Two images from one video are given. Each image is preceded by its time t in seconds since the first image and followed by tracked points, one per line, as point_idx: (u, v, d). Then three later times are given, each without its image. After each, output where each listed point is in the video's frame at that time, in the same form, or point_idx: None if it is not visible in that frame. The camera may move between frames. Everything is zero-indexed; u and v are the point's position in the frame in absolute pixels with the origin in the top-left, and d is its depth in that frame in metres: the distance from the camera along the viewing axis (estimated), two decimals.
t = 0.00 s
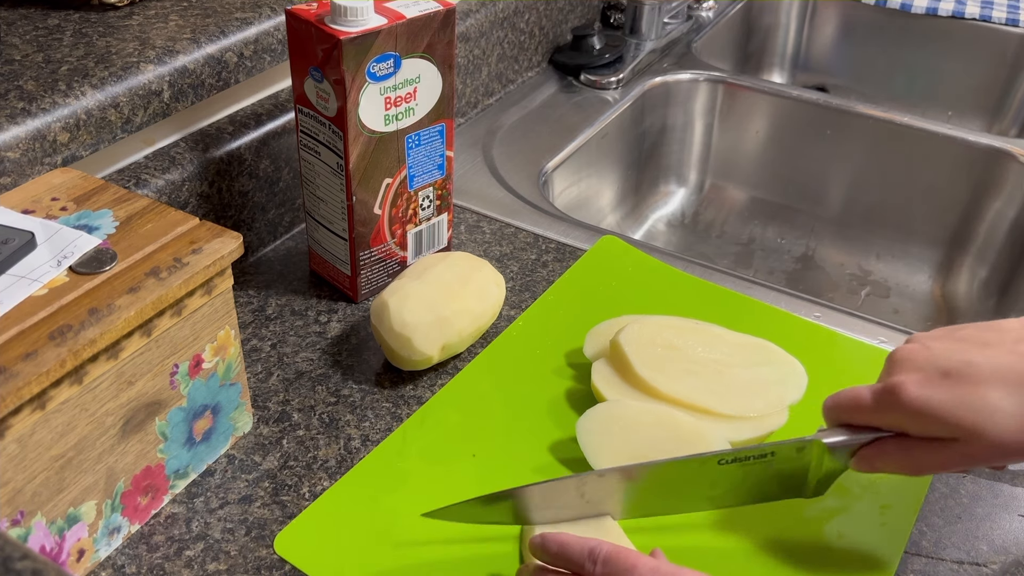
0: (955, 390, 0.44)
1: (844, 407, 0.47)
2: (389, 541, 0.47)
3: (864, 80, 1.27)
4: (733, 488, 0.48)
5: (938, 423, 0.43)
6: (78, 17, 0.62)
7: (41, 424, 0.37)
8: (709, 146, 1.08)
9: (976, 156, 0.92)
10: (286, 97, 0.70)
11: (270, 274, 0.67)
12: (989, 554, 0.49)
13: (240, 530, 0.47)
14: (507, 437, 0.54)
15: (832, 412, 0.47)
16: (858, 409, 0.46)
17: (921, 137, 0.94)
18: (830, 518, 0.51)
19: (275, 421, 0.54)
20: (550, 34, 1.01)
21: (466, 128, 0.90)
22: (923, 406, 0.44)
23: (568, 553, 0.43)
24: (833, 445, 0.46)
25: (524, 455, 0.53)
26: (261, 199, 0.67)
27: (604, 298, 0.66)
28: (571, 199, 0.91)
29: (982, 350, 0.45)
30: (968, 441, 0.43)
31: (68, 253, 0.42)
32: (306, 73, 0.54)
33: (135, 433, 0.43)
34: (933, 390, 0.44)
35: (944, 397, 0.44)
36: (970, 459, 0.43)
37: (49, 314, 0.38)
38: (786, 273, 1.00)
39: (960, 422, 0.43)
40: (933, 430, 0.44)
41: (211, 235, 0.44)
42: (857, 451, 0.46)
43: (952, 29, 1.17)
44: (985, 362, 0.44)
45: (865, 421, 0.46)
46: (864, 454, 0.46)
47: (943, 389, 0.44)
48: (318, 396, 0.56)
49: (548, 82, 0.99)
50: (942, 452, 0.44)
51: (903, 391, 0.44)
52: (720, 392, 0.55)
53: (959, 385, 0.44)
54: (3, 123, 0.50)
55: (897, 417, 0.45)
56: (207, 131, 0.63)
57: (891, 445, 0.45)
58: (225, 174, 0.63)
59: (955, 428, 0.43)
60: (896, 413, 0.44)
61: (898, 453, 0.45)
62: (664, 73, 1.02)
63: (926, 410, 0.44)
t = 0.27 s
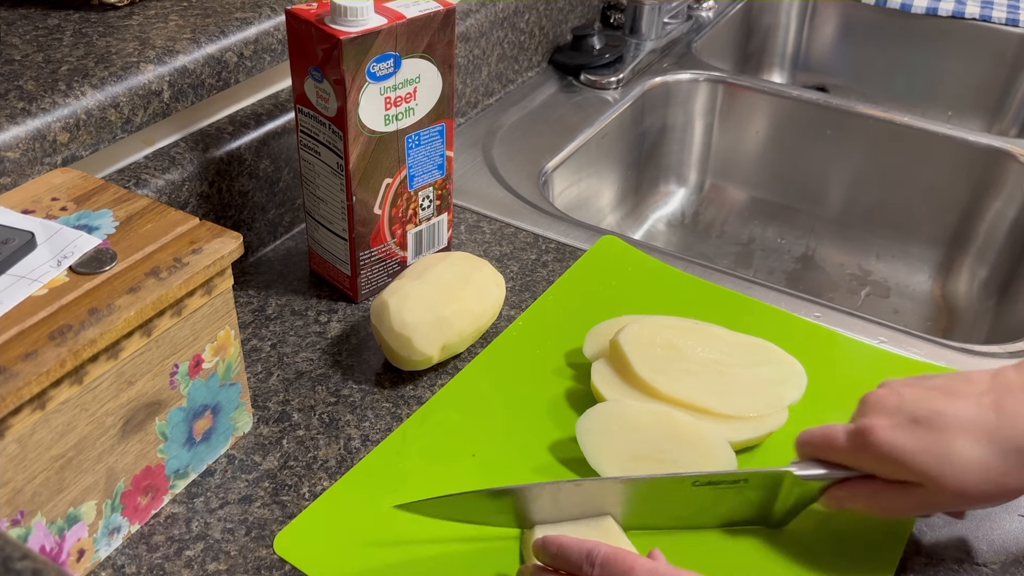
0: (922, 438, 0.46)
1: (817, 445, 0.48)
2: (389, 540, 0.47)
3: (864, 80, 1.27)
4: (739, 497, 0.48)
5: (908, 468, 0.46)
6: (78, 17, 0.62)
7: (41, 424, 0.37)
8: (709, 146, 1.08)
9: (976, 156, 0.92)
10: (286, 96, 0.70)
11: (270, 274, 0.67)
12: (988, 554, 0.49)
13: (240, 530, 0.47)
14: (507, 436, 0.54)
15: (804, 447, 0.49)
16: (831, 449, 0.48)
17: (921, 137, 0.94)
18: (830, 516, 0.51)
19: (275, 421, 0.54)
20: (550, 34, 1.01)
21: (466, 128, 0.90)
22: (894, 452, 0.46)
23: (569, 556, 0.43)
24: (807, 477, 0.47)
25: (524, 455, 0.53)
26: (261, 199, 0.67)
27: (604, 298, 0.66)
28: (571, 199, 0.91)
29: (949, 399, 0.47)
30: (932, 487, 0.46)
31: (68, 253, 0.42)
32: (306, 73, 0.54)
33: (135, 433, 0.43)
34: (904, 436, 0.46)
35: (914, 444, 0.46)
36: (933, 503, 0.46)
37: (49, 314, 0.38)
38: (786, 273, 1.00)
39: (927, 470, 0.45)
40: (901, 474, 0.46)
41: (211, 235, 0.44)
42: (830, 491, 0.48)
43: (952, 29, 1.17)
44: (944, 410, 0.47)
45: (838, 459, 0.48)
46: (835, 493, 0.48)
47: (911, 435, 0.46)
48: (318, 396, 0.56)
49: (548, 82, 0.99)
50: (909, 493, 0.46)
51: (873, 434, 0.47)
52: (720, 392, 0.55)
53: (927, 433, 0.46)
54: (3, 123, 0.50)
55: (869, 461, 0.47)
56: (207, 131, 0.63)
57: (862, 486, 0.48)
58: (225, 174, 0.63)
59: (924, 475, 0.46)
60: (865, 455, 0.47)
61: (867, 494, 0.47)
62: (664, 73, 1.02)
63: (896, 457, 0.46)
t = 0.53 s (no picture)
0: (988, 390, 0.46)
1: (872, 401, 0.49)
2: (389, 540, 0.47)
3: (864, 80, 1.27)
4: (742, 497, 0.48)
5: (971, 419, 0.46)
6: (77, 17, 0.62)
7: (41, 424, 0.37)
8: (709, 146, 1.08)
9: (976, 156, 0.92)
10: (286, 96, 0.70)
11: (270, 274, 0.67)
12: (988, 554, 0.49)
13: (240, 530, 0.47)
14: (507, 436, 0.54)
15: (857, 407, 0.49)
16: (891, 405, 0.48)
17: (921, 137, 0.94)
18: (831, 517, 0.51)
19: (275, 421, 0.54)
20: (550, 34, 1.01)
21: (466, 128, 0.90)
22: (955, 402, 0.46)
23: None
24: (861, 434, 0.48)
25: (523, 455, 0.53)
26: (261, 200, 0.67)
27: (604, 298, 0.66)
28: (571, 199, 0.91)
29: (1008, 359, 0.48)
30: (999, 438, 0.45)
31: (68, 253, 0.42)
32: (306, 73, 0.54)
33: (135, 433, 0.43)
34: (968, 387, 0.46)
35: (979, 395, 0.46)
36: (999, 458, 0.45)
37: (49, 314, 0.38)
38: (786, 273, 1.00)
39: (993, 419, 0.45)
40: (965, 427, 0.46)
41: (211, 235, 0.44)
42: (885, 445, 0.48)
43: (952, 29, 1.17)
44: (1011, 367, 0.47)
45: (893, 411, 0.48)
46: (891, 447, 0.48)
47: (975, 387, 0.46)
48: (318, 396, 0.56)
49: (548, 82, 0.99)
50: (975, 447, 0.46)
51: (938, 386, 0.47)
52: (719, 392, 0.55)
53: (989, 384, 0.46)
54: (3, 123, 0.50)
55: (931, 412, 0.47)
56: (207, 131, 0.63)
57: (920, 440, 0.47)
58: (225, 174, 0.63)
59: (988, 424, 0.45)
60: (931, 410, 0.47)
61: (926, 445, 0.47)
62: (664, 73, 1.02)
63: (958, 406, 0.46)
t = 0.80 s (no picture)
0: (946, 439, 0.43)
1: (835, 451, 0.47)
2: (389, 540, 0.47)
3: (864, 81, 1.27)
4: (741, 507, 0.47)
5: (931, 471, 0.43)
6: (78, 17, 0.62)
7: (41, 424, 0.37)
8: (709, 146, 1.08)
9: (976, 156, 0.92)
10: (286, 97, 0.70)
11: (270, 274, 0.67)
12: (988, 554, 0.49)
13: (240, 530, 0.47)
14: (506, 435, 0.54)
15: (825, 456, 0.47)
16: (847, 452, 0.46)
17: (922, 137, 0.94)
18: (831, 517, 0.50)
19: (275, 421, 0.54)
20: (550, 34, 1.01)
21: (466, 128, 0.90)
22: (914, 453, 0.43)
23: None
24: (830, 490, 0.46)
25: (523, 455, 0.53)
26: (261, 199, 0.67)
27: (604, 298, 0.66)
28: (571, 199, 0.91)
29: (972, 394, 0.44)
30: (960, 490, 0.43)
31: (69, 253, 0.42)
32: (306, 73, 0.54)
33: (135, 433, 0.43)
34: (924, 437, 0.44)
35: (935, 445, 0.43)
36: (966, 505, 0.43)
37: (49, 314, 0.38)
38: (786, 273, 1.00)
39: (952, 472, 0.43)
40: (929, 479, 0.43)
41: (211, 235, 0.44)
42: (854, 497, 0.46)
43: (952, 29, 1.17)
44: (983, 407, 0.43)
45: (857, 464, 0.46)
46: (859, 500, 0.46)
47: (931, 438, 0.43)
48: (318, 396, 0.56)
49: (548, 82, 0.99)
50: (941, 498, 0.43)
51: (893, 438, 0.44)
52: (719, 392, 0.55)
53: (949, 433, 0.43)
54: (3, 123, 0.50)
55: (891, 464, 0.44)
56: (207, 131, 0.63)
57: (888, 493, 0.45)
58: (225, 174, 0.63)
59: (950, 476, 0.43)
60: (887, 459, 0.44)
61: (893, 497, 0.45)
62: (664, 74, 1.02)
63: (916, 459, 0.43)
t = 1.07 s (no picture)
0: (937, 413, 0.44)
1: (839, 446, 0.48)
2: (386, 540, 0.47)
3: (864, 81, 1.27)
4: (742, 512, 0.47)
5: (923, 443, 0.44)
6: (78, 17, 0.62)
7: (41, 424, 0.37)
8: (709, 146, 1.08)
9: (976, 156, 0.92)
10: (286, 97, 0.70)
11: (270, 274, 0.67)
12: (988, 553, 0.49)
13: (240, 530, 0.47)
14: (505, 435, 0.54)
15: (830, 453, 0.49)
16: (852, 448, 0.47)
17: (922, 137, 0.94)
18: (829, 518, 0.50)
19: (275, 421, 0.54)
20: (550, 34, 1.01)
21: (466, 128, 0.90)
22: (910, 428, 0.44)
23: None
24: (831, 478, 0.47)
25: (521, 455, 0.53)
26: (261, 200, 0.67)
27: (603, 298, 0.66)
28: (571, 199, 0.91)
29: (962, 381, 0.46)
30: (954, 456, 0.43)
31: (68, 253, 0.42)
32: (306, 73, 0.54)
33: (135, 433, 0.43)
34: (918, 414, 0.45)
35: (929, 419, 0.44)
36: (962, 477, 0.42)
37: (49, 314, 0.38)
38: (786, 273, 1.00)
39: (943, 440, 0.43)
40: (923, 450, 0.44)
41: (211, 235, 0.44)
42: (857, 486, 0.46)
43: (952, 29, 1.17)
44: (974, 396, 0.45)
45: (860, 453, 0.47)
46: (861, 486, 0.46)
47: (926, 413, 0.45)
48: (318, 396, 0.56)
49: (548, 82, 0.99)
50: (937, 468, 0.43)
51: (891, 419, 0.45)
52: (717, 392, 0.55)
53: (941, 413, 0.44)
54: (3, 123, 0.50)
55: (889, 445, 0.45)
56: (207, 131, 0.63)
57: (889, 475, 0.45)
58: (225, 174, 0.63)
59: (942, 445, 0.43)
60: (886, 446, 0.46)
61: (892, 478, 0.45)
62: (664, 74, 1.02)
63: (910, 433, 0.44)
